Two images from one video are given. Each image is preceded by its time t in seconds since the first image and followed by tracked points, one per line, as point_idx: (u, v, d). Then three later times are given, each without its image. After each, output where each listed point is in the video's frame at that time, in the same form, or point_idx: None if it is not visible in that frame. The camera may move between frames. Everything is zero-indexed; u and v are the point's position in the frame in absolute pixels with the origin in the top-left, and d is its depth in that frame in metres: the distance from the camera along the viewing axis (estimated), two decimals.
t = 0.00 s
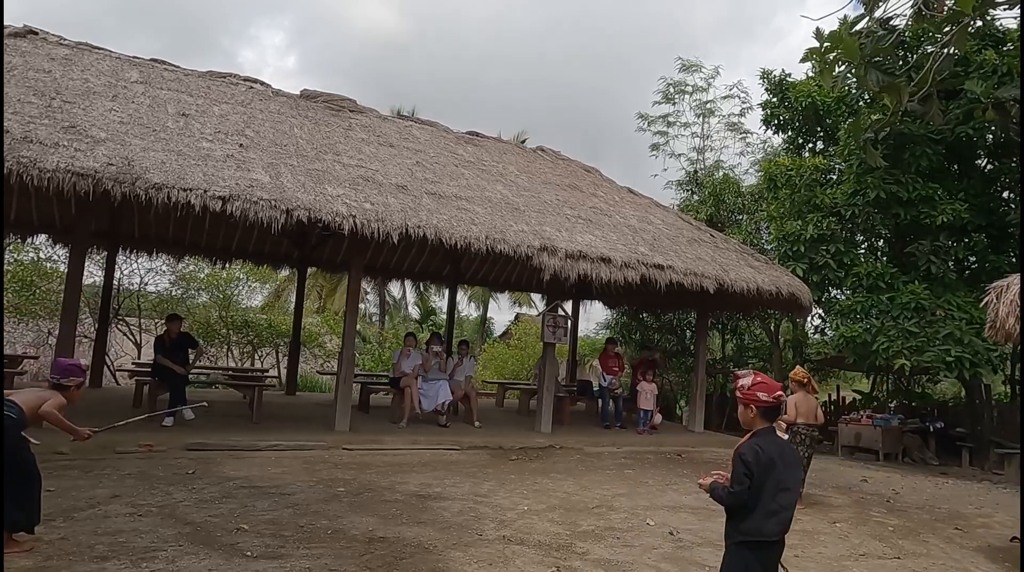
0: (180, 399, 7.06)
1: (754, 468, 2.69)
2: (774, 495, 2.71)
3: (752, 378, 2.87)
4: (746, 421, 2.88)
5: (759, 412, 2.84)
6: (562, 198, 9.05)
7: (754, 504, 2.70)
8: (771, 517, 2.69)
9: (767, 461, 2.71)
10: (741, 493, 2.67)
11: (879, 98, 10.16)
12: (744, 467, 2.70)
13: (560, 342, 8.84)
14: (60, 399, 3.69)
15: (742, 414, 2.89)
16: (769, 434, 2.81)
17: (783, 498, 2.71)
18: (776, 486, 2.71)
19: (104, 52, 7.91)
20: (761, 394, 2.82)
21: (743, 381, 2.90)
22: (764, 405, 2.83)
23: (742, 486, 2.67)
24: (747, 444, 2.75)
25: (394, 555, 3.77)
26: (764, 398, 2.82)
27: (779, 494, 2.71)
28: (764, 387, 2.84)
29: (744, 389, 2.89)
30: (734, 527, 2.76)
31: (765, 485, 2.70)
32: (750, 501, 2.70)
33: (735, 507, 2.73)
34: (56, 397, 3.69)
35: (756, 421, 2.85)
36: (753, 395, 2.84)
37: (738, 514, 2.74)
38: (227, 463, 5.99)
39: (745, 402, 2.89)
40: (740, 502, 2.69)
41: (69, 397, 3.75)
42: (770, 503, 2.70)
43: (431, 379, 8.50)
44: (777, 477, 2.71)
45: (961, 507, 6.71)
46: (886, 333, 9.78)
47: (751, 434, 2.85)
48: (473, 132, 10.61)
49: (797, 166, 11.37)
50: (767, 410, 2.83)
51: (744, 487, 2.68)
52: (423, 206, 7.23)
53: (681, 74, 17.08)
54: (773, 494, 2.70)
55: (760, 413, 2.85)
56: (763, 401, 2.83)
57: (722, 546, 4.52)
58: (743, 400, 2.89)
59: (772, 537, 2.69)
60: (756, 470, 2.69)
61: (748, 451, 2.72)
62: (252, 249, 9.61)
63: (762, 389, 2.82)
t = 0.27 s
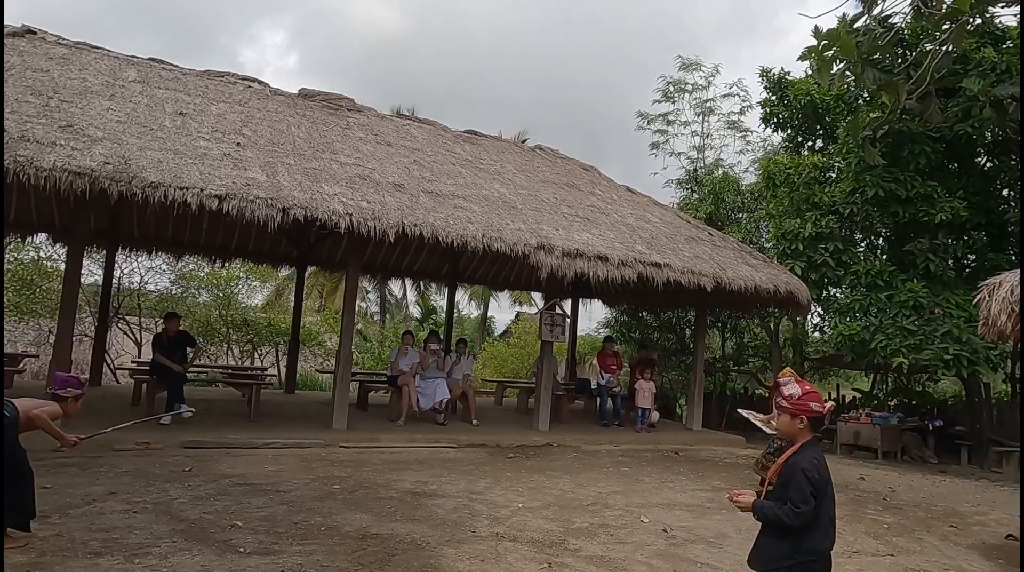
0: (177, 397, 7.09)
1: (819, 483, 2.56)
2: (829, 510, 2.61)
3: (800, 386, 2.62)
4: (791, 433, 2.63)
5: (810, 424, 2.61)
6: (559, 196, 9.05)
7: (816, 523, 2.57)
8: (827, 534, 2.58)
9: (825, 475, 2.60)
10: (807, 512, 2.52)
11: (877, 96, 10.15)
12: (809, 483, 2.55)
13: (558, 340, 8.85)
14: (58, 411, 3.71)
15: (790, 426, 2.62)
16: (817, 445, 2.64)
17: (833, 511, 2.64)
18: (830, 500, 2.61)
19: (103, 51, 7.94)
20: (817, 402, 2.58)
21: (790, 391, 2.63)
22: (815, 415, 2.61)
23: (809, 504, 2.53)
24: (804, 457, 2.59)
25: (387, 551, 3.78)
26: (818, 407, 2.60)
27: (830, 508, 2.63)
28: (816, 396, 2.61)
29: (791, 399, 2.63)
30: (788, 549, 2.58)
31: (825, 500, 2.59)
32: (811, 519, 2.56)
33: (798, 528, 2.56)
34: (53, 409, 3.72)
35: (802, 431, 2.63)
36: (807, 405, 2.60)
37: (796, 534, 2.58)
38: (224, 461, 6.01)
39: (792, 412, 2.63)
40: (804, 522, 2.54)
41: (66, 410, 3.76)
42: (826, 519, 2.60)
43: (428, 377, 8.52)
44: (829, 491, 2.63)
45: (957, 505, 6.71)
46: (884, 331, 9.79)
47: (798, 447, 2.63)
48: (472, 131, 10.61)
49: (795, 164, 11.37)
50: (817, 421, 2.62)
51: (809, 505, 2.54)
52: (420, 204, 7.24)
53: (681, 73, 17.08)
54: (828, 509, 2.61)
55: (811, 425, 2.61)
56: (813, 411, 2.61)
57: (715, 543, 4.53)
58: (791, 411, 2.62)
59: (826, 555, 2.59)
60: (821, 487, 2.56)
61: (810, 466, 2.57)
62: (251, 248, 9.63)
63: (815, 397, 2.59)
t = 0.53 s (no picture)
0: (179, 395, 7.13)
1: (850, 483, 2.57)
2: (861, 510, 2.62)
3: (836, 382, 2.67)
4: (827, 430, 2.67)
5: (848, 421, 2.65)
6: (559, 195, 9.07)
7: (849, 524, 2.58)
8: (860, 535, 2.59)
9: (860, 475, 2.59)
10: (839, 511, 2.53)
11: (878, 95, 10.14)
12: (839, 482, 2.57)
13: (558, 339, 8.87)
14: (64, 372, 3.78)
15: (826, 423, 2.66)
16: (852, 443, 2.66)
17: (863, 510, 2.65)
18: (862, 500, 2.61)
19: (105, 51, 7.98)
20: (854, 397, 2.63)
21: (827, 387, 2.68)
22: (852, 411, 2.65)
23: (841, 503, 2.54)
24: (838, 456, 2.60)
25: (384, 548, 3.82)
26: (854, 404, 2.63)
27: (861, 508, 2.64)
28: (852, 391, 2.66)
29: (828, 395, 2.68)
30: (822, 552, 2.59)
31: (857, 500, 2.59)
32: (845, 519, 2.56)
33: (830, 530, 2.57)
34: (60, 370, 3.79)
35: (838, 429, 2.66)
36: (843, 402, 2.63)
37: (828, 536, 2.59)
38: (224, 459, 6.06)
39: (829, 409, 2.67)
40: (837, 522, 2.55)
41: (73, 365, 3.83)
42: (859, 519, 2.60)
43: (429, 376, 8.55)
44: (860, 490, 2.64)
45: (955, 504, 6.73)
46: (884, 331, 9.80)
47: (834, 444, 2.67)
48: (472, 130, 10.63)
49: (796, 163, 11.36)
50: (855, 416, 2.66)
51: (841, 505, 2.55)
52: (420, 204, 7.27)
53: (683, 72, 17.09)
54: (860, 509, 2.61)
55: (848, 422, 2.65)
56: (850, 407, 2.65)
57: (711, 541, 4.55)
58: (827, 408, 2.67)
59: (860, 556, 2.59)
60: (854, 486, 2.57)
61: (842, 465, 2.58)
62: (253, 247, 9.67)
63: (851, 394, 2.64)
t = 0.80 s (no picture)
0: (183, 391, 7.20)
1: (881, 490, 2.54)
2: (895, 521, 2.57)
3: (874, 390, 2.63)
4: (868, 439, 2.63)
5: (889, 429, 2.60)
6: (561, 195, 9.12)
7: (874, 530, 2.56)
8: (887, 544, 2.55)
9: (893, 486, 2.54)
10: (859, 516, 2.53)
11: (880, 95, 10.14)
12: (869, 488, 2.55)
13: (559, 338, 8.90)
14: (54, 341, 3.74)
15: (866, 433, 2.63)
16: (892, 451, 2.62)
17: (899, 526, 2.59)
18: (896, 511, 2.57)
19: (111, 51, 8.06)
20: (895, 404, 2.58)
21: (864, 395, 2.65)
22: (894, 420, 2.60)
23: (863, 509, 2.53)
24: (873, 463, 2.59)
25: (383, 542, 3.87)
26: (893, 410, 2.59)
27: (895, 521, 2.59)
28: (892, 398, 2.61)
29: (866, 403, 2.64)
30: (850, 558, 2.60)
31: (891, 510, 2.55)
32: (873, 528, 2.55)
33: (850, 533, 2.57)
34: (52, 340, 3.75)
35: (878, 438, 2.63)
36: (881, 408, 2.60)
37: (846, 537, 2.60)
38: (227, 455, 6.12)
39: (869, 417, 2.63)
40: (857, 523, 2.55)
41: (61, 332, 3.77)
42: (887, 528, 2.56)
43: (430, 374, 8.61)
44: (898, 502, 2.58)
45: (955, 503, 6.74)
46: (885, 330, 9.81)
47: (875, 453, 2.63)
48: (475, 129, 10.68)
49: (798, 163, 11.37)
50: (898, 424, 2.61)
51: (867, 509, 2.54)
52: (422, 202, 7.32)
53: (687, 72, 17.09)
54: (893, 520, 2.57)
55: (889, 430, 2.61)
56: (891, 415, 2.61)
57: (707, 538, 4.59)
58: (867, 416, 2.63)
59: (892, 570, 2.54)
60: (884, 495, 2.53)
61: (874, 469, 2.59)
62: (258, 246, 9.75)
63: (891, 400, 2.60)
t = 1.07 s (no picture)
0: (184, 388, 7.26)
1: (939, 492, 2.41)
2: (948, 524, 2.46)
3: (913, 385, 2.50)
4: (910, 437, 2.51)
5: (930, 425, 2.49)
6: (561, 193, 9.15)
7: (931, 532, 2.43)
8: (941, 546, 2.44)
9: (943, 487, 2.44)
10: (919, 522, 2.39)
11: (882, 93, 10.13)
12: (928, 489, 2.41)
13: (559, 336, 8.93)
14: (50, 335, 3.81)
15: (907, 429, 2.50)
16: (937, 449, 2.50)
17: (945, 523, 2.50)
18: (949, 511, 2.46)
19: (114, 50, 8.12)
20: (936, 399, 2.47)
21: (903, 390, 2.52)
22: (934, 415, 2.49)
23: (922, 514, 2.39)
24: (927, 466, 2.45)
25: (377, 536, 3.91)
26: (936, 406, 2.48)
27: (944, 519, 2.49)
28: (931, 392, 2.50)
29: (906, 399, 2.51)
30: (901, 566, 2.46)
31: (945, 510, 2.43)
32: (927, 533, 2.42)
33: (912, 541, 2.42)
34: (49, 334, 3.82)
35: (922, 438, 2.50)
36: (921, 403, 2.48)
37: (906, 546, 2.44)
38: (227, 450, 6.18)
39: (909, 414, 2.51)
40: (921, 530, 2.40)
41: (56, 326, 3.82)
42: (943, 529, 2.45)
43: (431, 372, 8.65)
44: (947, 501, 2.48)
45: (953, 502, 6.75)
46: (886, 329, 9.80)
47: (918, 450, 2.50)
48: (476, 128, 10.71)
49: (800, 162, 11.36)
50: (939, 419, 2.49)
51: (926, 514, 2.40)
52: (421, 201, 7.36)
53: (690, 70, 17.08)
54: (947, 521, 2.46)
55: (930, 427, 2.49)
56: (932, 410, 2.49)
57: (701, 534, 4.61)
58: (907, 412, 2.50)
59: None
60: (941, 498, 2.41)
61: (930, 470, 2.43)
62: (261, 244, 9.81)
63: (932, 395, 2.48)
